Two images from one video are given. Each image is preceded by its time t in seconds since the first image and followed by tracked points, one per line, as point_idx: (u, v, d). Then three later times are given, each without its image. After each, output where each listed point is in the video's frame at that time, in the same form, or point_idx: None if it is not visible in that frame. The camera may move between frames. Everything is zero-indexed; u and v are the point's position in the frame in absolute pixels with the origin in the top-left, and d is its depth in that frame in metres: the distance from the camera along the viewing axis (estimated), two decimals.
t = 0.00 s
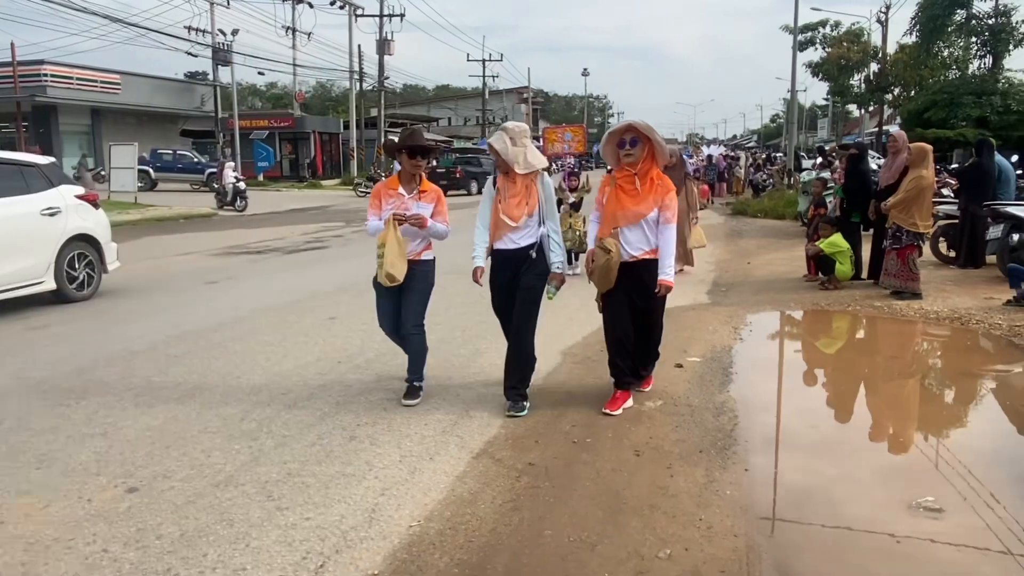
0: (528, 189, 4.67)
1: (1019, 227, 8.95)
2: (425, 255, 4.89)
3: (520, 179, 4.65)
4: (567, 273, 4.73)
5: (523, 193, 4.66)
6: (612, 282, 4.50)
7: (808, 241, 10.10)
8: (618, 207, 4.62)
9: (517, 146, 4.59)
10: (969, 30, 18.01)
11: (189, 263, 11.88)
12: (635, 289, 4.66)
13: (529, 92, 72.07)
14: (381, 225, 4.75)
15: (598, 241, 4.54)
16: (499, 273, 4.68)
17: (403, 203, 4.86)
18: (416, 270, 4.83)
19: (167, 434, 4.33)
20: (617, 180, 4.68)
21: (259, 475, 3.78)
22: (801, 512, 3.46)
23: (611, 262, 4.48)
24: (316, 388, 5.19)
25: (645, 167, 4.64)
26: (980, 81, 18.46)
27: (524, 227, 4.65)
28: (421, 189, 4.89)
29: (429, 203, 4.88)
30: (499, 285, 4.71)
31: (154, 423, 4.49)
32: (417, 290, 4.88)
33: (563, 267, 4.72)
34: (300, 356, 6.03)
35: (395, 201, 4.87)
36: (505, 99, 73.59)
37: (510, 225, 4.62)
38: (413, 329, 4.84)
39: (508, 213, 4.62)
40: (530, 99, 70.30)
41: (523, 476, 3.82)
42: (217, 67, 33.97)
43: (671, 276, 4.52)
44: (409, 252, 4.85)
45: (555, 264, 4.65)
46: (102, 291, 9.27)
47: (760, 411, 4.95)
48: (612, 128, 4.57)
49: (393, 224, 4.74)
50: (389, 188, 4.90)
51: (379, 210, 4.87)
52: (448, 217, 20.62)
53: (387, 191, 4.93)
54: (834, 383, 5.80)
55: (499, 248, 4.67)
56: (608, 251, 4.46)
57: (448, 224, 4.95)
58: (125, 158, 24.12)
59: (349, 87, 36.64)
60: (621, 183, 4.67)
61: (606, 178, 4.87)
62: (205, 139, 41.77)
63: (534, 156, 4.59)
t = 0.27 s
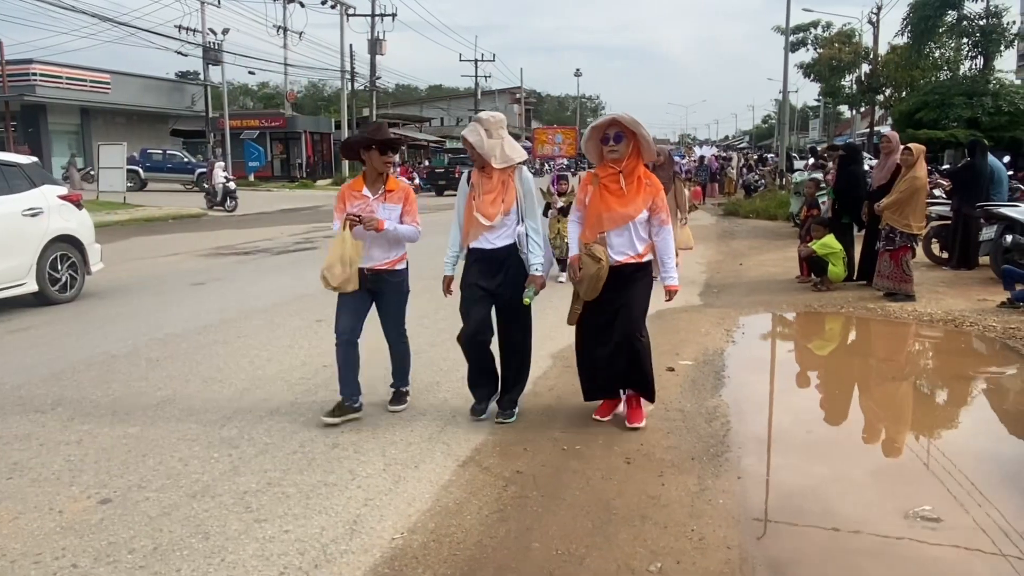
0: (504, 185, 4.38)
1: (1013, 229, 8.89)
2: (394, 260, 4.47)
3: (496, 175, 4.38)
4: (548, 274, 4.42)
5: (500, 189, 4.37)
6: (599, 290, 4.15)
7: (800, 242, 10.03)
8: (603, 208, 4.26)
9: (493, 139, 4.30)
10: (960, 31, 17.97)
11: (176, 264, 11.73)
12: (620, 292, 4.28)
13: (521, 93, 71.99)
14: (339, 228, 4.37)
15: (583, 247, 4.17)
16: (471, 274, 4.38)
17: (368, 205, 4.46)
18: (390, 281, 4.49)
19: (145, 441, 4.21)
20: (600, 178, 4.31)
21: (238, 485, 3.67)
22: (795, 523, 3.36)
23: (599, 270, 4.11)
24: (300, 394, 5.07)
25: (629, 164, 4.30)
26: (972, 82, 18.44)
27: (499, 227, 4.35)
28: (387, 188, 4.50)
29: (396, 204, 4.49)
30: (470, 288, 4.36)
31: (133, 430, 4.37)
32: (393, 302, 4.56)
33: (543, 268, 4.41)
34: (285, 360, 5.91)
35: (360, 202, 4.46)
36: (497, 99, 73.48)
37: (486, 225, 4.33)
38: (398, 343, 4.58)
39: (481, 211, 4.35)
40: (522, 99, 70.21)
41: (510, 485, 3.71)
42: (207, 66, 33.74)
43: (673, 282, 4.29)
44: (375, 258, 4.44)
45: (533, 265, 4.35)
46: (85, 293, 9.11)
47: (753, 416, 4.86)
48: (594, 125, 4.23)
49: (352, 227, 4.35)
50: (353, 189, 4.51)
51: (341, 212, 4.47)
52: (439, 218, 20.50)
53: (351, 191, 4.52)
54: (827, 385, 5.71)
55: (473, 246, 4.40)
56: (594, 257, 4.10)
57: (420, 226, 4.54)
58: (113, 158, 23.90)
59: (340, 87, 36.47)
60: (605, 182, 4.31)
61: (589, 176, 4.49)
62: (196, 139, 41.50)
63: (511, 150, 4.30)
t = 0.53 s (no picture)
0: (475, 195, 3.93)
1: (1010, 230, 8.82)
2: (351, 270, 4.07)
3: (466, 184, 3.91)
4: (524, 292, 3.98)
5: (469, 200, 3.92)
6: (587, 300, 3.93)
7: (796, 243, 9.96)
8: (597, 213, 4.04)
9: (462, 143, 3.84)
10: (954, 32, 18.02)
11: (165, 265, 11.57)
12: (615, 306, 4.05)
13: (514, 93, 71.92)
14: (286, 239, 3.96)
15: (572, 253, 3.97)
16: (441, 292, 3.89)
17: (319, 210, 4.04)
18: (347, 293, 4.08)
19: (127, 449, 4.08)
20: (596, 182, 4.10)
21: (222, 494, 3.54)
22: (797, 533, 3.26)
23: (587, 279, 3.90)
24: (287, 399, 4.94)
25: (627, 168, 4.08)
26: (965, 83, 18.42)
27: (470, 241, 3.91)
28: (339, 190, 4.08)
29: (350, 208, 4.08)
30: (441, 308, 3.87)
31: (115, 437, 4.24)
32: (350, 319, 4.16)
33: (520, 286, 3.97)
34: (273, 364, 5.78)
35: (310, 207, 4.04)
36: (491, 100, 73.40)
37: (455, 240, 3.89)
38: (356, 360, 4.20)
39: (450, 223, 3.90)
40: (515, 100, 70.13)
41: (503, 494, 3.60)
42: (199, 66, 33.53)
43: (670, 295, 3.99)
44: (329, 269, 4.04)
45: (509, 282, 3.91)
46: (71, 295, 8.95)
47: (751, 421, 4.76)
48: (591, 125, 4.07)
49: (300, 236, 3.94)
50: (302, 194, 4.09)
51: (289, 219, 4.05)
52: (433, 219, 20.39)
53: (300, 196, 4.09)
54: (825, 388, 5.62)
55: (441, 261, 3.93)
56: (583, 267, 3.90)
57: (378, 231, 4.13)
58: (104, 158, 23.68)
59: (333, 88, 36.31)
60: (601, 185, 4.10)
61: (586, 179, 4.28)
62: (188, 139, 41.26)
63: (482, 155, 3.87)
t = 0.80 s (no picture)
0: (443, 189, 3.59)
1: (1008, 233, 8.76)
2: (302, 279, 3.68)
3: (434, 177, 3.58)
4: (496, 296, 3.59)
5: (437, 195, 3.57)
6: (579, 303, 3.79)
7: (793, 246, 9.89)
8: (597, 214, 3.88)
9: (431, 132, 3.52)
10: (949, 35, 17.90)
11: (157, 267, 11.46)
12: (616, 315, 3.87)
13: (510, 96, 71.90)
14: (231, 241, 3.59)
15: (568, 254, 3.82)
16: (409, 304, 3.58)
17: (272, 213, 3.69)
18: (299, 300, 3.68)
19: (111, 457, 3.98)
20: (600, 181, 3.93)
21: (208, 505, 3.45)
22: (799, 545, 3.17)
23: (579, 281, 3.75)
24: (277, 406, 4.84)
25: (633, 168, 3.89)
26: (961, 85, 18.36)
27: (437, 240, 3.55)
28: (294, 192, 3.72)
29: (306, 211, 3.72)
30: (409, 322, 3.57)
31: (99, 445, 4.13)
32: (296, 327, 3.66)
33: (491, 288, 3.59)
34: (263, 370, 5.67)
35: (260, 212, 3.69)
36: (486, 102, 73.34)
37: (421, 238, 3.54)
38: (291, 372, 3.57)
39: (416, 219, 3.54)
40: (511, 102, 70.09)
41: (497, 504, 3.51)
42: (193, 67, 33.39)
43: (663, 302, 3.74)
44: (280, 277, 3.67)
45: (477, 281, 3.53)
46: (60, 298, 8.83)
47: (750, 427, 4.68)
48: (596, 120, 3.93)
49: (247, 239, 3.57)
50: (252, 195, 3.74)
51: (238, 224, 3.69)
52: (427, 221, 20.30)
53: (251, 198, 3.74)
54: (823, 392, 5.55)
55: (407, 266, 3.59)
56: (575, 269, 3.75)
57: (336, 236, 3.76)
58: (97, 159, 23.51)
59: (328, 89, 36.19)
60: (604, 185, 3.92)
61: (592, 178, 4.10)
62: (182, 141, 41.08)
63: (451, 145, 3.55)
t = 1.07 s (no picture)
0: (410, 206, 3.21)
1: (1007, 237, 8.70)
2: (244, 302, 3.26)
3: (400, 191, 3.20)
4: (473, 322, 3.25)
5: (403, 212, 3.18)
6: (580, 312, 3.65)
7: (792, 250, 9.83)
8: (596, 219, 3.78)
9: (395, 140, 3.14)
10: (947, 39, 17.80)
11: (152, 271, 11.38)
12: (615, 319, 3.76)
13: (508, 99, 71.89)
14: (164, 257, 3.23)
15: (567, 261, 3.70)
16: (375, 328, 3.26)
17: (217, 225, 3.29)
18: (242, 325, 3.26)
19: (99, 466, 3.90)
20: (597, 186, 3.83)
21: (194, 517, 3.37)
22: (801, 557, 3.10)
23: (580, 289, 3.62)
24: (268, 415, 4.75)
25: (632, 171, 3.80)
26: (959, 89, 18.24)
27: (404, 262, 3.18)
28: (243, 203, 3.30)
29: (253, 226, 3.29)
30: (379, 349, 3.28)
31: (86, 454, 4.05)
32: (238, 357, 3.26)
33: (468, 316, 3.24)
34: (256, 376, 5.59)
35: (204, 223, 3.30)
36: (484, 105, 73.36)
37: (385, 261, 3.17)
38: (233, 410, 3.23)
39: (381, 240, 3.17)
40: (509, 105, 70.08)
41: (491, 516, 3.43)
42: (190, 70, 33.32)
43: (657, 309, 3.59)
44: (219, 298, 3.25)
45: (454, 310, 3.19)
46: (53, 302, 8.74)
47: (748, 434, 4.60)
48: (595, 122, 3.83)
49: (178, 255, 3.19)
50: (202, 205, 3.36)
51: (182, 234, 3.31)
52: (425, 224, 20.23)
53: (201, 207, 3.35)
54: (822, 397, 5.48)
55: (372, 290, 3.23)
56: (577, 276, 3.62)
57: (285, 257, 3.31)
58: (93, 162, 23.41)
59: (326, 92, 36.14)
60: (602, 189, 3.82)
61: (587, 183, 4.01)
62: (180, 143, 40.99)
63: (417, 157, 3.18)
